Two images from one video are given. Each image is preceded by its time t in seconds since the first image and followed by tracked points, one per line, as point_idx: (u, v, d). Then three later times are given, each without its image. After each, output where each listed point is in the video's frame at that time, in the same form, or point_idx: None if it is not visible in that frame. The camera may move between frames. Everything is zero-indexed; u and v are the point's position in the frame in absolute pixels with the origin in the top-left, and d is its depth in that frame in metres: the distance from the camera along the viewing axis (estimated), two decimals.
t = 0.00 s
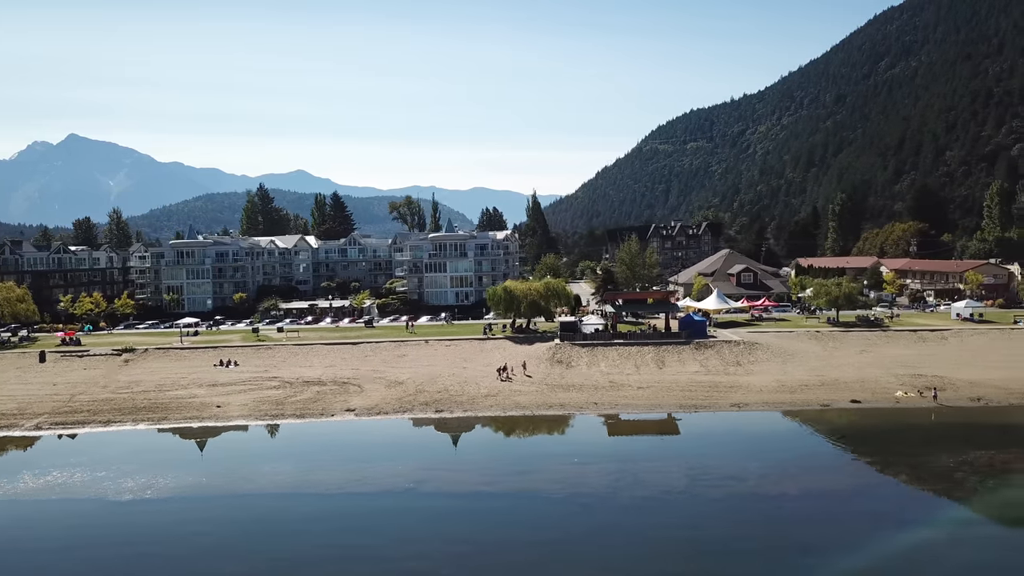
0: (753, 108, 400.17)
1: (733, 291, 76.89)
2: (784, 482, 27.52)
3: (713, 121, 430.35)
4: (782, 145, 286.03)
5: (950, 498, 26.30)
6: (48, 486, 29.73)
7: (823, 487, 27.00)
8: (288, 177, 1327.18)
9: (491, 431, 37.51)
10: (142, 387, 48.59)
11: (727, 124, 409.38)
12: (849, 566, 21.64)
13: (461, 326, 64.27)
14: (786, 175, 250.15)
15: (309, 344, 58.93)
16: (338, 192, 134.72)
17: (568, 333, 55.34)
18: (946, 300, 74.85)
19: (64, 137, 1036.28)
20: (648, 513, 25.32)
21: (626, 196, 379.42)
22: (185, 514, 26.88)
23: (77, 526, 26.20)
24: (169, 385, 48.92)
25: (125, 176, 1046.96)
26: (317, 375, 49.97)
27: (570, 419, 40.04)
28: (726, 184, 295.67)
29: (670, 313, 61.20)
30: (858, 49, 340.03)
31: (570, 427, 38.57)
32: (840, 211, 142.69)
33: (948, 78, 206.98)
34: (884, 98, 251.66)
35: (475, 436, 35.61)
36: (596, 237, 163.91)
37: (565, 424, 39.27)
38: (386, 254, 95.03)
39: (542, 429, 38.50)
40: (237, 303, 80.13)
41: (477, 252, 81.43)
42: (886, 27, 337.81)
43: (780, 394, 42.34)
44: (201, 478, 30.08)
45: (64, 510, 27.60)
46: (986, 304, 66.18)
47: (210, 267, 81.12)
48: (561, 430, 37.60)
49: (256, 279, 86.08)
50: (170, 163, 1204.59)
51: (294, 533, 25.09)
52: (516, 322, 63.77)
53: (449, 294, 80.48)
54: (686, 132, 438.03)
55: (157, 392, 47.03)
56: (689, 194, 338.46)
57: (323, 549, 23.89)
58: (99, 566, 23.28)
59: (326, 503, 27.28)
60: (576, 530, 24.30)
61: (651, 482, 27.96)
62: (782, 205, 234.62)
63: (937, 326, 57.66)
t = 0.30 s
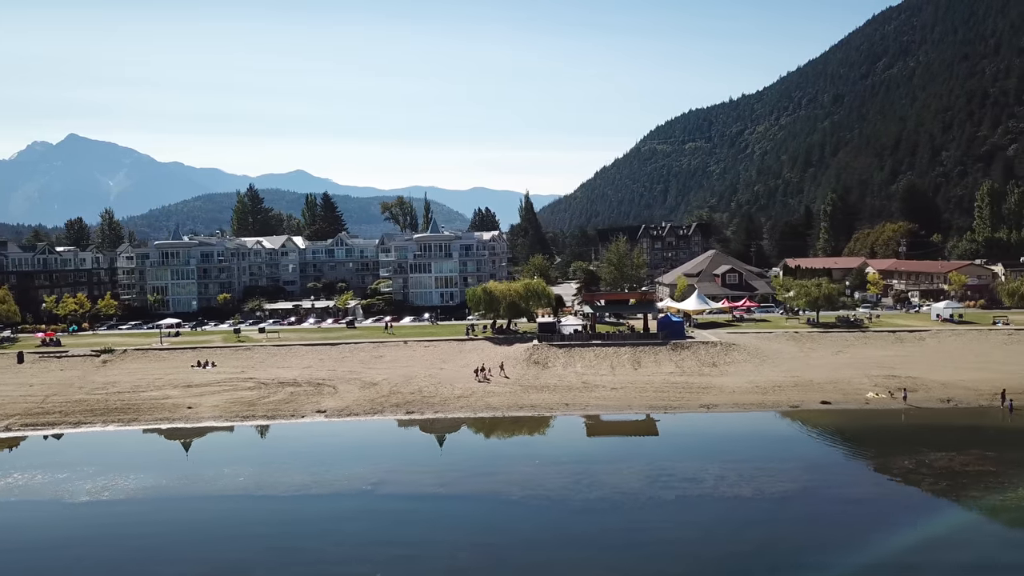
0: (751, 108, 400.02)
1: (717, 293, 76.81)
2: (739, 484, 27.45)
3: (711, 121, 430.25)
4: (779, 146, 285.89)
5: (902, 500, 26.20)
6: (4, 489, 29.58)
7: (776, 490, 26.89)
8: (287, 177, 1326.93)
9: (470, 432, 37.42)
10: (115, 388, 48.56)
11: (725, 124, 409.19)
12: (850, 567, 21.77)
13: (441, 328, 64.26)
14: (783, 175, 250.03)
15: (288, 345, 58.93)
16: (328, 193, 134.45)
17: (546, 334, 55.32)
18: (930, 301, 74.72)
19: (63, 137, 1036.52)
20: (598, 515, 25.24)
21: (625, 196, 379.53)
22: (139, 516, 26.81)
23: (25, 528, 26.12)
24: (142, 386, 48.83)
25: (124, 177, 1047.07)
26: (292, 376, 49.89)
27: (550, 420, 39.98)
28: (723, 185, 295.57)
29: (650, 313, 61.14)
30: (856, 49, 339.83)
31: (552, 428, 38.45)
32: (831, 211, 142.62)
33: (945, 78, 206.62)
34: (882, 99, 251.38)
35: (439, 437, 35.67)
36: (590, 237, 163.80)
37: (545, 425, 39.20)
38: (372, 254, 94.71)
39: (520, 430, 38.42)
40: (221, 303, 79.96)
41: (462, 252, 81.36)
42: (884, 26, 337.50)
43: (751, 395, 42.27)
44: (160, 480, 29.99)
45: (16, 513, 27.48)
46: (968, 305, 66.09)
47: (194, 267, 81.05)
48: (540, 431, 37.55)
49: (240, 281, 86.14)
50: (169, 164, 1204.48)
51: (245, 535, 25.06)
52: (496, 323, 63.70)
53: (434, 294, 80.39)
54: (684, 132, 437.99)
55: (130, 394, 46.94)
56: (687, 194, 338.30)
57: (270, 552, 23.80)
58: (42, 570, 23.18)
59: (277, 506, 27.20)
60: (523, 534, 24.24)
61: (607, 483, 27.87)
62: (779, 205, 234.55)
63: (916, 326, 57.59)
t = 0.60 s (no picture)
0: (750, 108, 399.68)
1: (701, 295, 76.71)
2: (695, 486, 27.43)
3: (710, 121, 430.00)
4: (777, 146, 285.73)
5: (855, 500, 26.22)
6: None
7: (731, 492, 26.83)
8: (286, 177, 1326.90)
9: (452, 432, 37.36)
10: (90, 388, 48.56)
11: (724, 124, 408.95)
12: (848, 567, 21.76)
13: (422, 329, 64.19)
14: (780, 175, 250.03)
15: (267, 346, 58.90)
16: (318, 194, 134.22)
17: (524, 335, 55.29)
18: (913, 302, 74.70)
19: (62, 137, 1036.87)
20: (548, 517, 25.22)
21: (622, 197, 379.86)
22: (93, 518, 26.78)
23: None
24: (117, 387, 48.82)
25: (124, 177, 1047.41)
26: (268, 377, 49.86)
27: (537, 420, 39.88)
28: (721, 185, 295.51)
29: (630, 314, 61.16)
30: (854, 49, 339.30)
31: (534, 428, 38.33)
32: (823, 211, 142.67)
33: (942, 79, 206.26)
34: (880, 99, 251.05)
35: (403, 438, 35.64)
36: (583, 237, 163.76)
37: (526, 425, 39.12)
38: (360, 255, 94.57)
39: (501, 430, 38.35)
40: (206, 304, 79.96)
41: (447, 253, 81.38)
42: (883, 27, 336.98)
43: (722, 396, 42.23)
44: (119, 482, 29.95)
45: None
46: (949, 306, 66.08)
47: (179, 268, 81.11)
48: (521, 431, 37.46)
49: (226, 281, 86.12)
50: (169, 164, 1204.52)
51: (194, 537, 25.03)
52: (477, 324, 63.66)
53: (419, 295, 80.30)
54: (683, 132, 437.79)
55: (104, 395, 46.92)
56: (685, 194, 338.20)
57: (217, 553, 23.75)
58: None
59: (230, 508, 27.16)
60: (470, 535, 24.22)
61: (563, 485, 27.84)
62: (775, 205, 234.59)
63: (895, 327, 57.55)
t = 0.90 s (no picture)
0: (749, 109, 399.29)
1: (685, 295, 76.65)
2: (649, 488, 27.45)
3: (709, 121, 429.66)
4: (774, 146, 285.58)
5: (805, 503, 26.31)
6: None
7: (685, 494, 26.86)
8: (286, 176, 1326.68)
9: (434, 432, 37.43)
10: (65, 389, 48.55)
11: (722, 124, 408.55)
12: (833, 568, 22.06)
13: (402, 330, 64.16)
14: (778, 176, 250.10)
15: (246, 346, 58.89)
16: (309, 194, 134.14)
17: (502, 336, 55.27)
18: (897, 302, 74.66)
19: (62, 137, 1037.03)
20: (498, 519, 25.27)
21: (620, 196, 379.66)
22: (47, 518, 26.80)
23: None
24: (92, 387, 48.82)
25: (123, 177, 1047.46)
26: (243, 378, 49.85)
27: (514, 421, 39.81)
28: (719, 186, 295.31)
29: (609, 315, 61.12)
30: (853, 49, 338.87)
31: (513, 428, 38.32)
32: (815, 212, 142.73)
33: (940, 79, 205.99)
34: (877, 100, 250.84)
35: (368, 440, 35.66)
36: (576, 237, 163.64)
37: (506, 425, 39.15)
38: (347, 255, 94.51)
39: (482, 430, 38.36)
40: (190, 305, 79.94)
41: (432, 253, 81.43)
42: (881, 27, 336.43)
43: (692, 398, 42.25)
44: (76, 483, 29.93)
45: None
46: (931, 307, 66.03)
47: (164, 268, 81.15)
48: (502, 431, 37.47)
49: (212, 282, 86.06)
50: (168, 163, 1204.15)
51: (143, 537, 25.02)
52: (457, 325, 63.59)
53: (403, 296, 80.23)
54: (682, 132, 437.39)
55: (78, 395, 46.94)
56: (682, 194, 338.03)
57: (167, 554, 23.76)
58: None
59: (183, 509, 27.19)
60: (417, 536, 24.27)
61: (517, 487, 27.87)
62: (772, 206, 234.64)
63: (873, 328, 57.54)
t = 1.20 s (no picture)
0: (747, 108, 398.99)
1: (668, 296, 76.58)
2: (606, 489, 27.45)
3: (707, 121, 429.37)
4: (772, 146, 285.58)
5: (760, 504, 26.36)
6: None
7: (641, 496, 26.85)
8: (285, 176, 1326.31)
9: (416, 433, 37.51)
10: (39, 390, 48.52)
11: (720, 125, 408.15)
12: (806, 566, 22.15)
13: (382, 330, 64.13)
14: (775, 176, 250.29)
15: (225, 347, 58.87)
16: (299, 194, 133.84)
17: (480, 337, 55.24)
18: (880, 302, 74.62)
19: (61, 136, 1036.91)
20: (451, 520, 25.25)
21: (618, 196, 379.34)
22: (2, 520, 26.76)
23: None
24: (67, 388, 48.78)
25: (123, 177, 1047.46)
26: (219, 379, 49.81)
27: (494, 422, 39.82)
28: (717, 185, 295.25)
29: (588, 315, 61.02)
30: (851, 49, 338.42)
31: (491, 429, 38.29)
32: (807, 212, 142.79)
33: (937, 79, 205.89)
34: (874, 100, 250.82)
35: (335, 441, 35.67)
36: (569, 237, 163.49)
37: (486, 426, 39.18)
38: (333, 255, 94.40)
39: (463, 431, 38.38)
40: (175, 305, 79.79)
41: (417, 253, 81.42)
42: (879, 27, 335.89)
43: (663, 399, 42.23)
44: (35, 484, 29.89)
45: None
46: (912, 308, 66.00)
47: (148, 269, 81.04)
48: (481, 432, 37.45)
49: (196, 281, 85.89)
50: (167, 163, 1203.81)
51: (94, 539, 24.97)
52: (438, 326, 63.52)
53: (388, 296, 80.16)
54: (680, 132, 437.08)
55: (51, 396, 46.90)
56: (679, 194, 337.99)
57: (117, 556, 23.75)
58: None
59: (140, 510, 27.19)
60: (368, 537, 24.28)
61: (474, 488, 27.86)
62: (769, 206, 234.81)
63: (852, 329, 57.51)
